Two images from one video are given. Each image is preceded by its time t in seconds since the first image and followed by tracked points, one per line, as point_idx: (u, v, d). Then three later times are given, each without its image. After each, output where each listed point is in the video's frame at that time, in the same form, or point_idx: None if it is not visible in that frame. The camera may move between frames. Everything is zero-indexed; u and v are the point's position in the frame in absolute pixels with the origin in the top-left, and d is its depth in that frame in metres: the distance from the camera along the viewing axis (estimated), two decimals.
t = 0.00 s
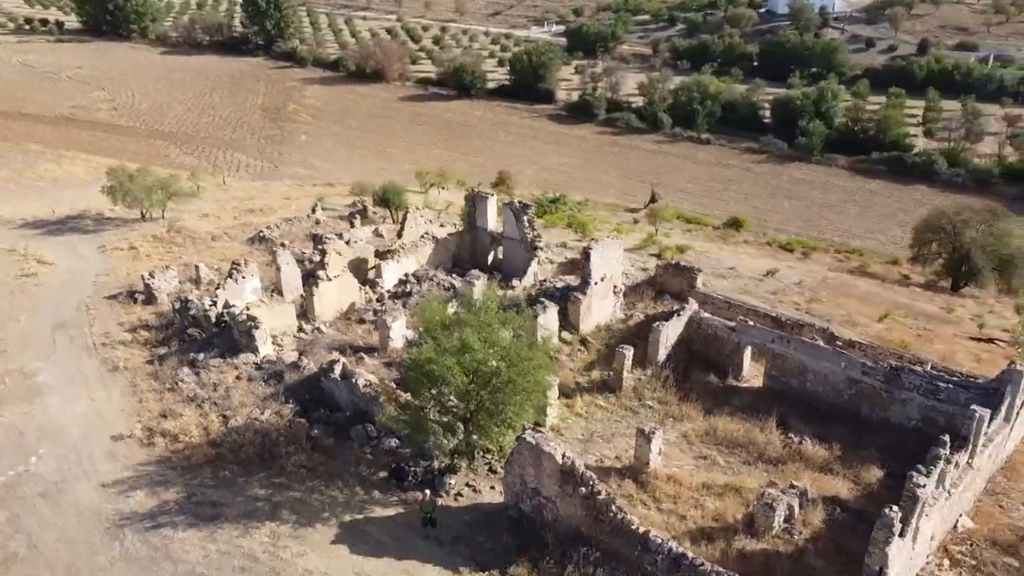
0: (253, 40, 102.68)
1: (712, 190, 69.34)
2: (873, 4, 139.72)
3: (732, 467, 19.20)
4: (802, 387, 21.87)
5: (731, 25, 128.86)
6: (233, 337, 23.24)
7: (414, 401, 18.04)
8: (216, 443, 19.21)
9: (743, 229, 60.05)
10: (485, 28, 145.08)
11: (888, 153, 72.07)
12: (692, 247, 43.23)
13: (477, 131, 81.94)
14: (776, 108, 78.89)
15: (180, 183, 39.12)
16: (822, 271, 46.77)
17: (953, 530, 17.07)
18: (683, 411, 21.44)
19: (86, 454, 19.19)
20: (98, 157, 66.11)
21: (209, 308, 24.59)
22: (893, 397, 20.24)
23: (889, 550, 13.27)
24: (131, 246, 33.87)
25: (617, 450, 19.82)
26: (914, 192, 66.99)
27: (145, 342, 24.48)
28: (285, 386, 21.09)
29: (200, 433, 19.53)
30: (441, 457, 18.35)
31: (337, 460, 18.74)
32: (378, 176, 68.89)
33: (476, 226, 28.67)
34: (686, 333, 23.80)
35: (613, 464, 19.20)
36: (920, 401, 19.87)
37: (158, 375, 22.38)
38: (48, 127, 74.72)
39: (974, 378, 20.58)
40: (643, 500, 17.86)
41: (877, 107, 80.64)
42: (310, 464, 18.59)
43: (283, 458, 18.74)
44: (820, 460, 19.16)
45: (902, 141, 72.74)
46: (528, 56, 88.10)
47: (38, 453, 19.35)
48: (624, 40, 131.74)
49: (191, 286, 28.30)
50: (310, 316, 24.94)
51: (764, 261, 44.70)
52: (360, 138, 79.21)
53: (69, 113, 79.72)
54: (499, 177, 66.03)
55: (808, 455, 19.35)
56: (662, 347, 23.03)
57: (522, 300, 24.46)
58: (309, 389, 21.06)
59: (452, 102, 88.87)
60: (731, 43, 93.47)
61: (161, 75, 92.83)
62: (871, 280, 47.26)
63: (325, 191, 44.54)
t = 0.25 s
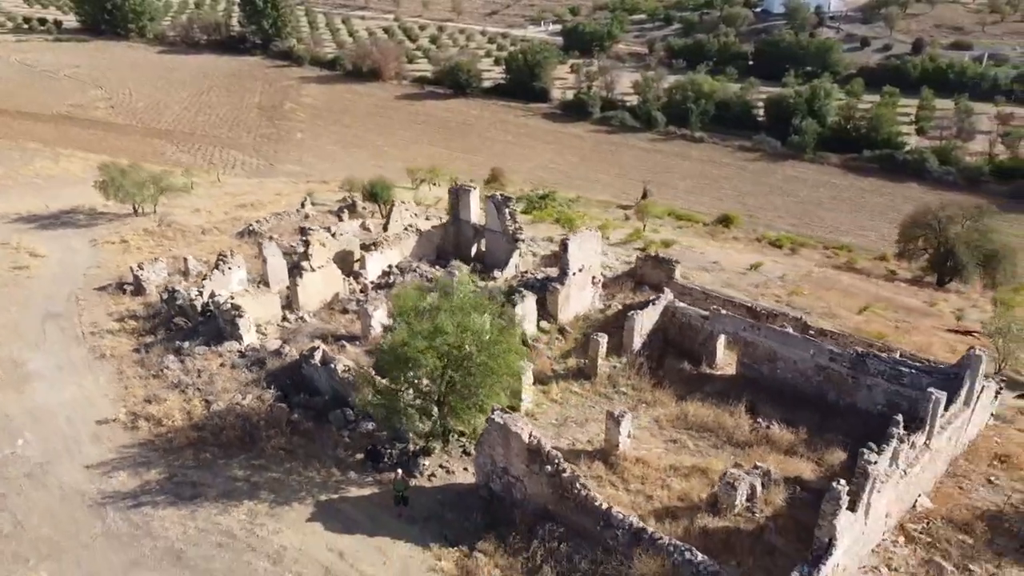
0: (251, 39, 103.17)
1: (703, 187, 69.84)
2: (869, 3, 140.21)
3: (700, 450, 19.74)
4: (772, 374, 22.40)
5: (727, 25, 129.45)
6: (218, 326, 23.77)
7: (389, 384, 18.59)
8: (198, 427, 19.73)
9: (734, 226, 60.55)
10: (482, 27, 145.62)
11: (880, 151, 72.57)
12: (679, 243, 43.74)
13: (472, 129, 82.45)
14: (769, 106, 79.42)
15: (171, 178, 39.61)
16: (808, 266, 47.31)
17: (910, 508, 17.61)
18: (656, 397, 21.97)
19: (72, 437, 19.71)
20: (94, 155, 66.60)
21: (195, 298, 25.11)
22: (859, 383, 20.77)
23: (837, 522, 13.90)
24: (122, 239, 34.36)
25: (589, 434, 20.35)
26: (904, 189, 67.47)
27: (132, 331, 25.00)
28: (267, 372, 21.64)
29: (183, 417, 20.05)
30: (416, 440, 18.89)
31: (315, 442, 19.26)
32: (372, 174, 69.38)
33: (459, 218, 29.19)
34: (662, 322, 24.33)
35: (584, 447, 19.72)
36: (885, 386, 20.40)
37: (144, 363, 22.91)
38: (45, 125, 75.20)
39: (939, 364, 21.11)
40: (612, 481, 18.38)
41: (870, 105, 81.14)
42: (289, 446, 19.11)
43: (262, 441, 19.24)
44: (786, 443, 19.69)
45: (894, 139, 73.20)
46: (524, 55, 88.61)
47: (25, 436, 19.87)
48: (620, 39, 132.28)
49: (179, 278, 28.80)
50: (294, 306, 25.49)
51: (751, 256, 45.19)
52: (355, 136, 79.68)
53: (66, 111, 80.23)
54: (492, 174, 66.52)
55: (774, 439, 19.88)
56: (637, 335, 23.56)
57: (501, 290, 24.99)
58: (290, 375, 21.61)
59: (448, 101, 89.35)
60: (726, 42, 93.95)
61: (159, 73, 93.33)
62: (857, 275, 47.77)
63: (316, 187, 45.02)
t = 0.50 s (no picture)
0: (248, 39, 103.71)
1: (694, 185, 70.38)
2: (863, 2, 140.80)
3: (664, 433, 20.30)
4: (739, 361, 22.96)
5: (722, 24, 130.10)
6: (199, 314, 24.34)
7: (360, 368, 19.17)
8: (176, 410, 20.29)
9: (722, 223, 61.11)
10: (478, 27, 146.25)
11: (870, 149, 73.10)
12: (664, 237, 44.29)
13: (466, 127, 82.99)
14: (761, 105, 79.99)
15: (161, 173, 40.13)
16: (792, 261, 47.86)
17: (863, 487, 18.17)
18: (625, 383, 22.52)
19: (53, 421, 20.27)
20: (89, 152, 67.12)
21: (178, 288, 25.67)
22: (821, 369, 21.35)
23: (780, 496, 14.47)
24: (111, 233, 34.89)
25: (557, 418, 20.91)
26: (893, 186, 67.98)
27: (116, 321, 25.55)
28: (245, 359, 22.23)
29: (162, 402, 20.62)
30: (386, 422, 19.45)
31: (289, 425, 19.82)
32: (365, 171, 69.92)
33: (440, 211, 29.74)
34: (634, 311, 24.87)
35: (551, 431, 20.27)
36: (845, 372, 20.97)
37: (126, 350, 23.48)
38: (41, 123, 75.76)
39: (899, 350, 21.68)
40: (576, 462, 18.93)
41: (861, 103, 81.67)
42: (264, 429, 19.67)
43: (238, 424, 19.81)
44: (747, 427, 20.24)
45: (885, 137, 73.71)
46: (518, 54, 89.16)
47: (8, 420, 20.44)
48: (616, 38, 132.92)
49: (165, 269, 29.34)
50: (275, 296, 26.05)
51: (735, 251, 45.74)
52: (349, 134, 80.21)
53: (62, 109, 80.78)
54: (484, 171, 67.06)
55: (737, 423, 20.44)
56: (608, 324, 24.12)
57: (476, 282, 25.55)
58: (268, 361, 22.18)
59: (442, 99, 89.90)
60: (720, 41, 94.47)
61: (155, 72, 93.87)
62: (841, 270, 48.30)
63: (306, 182, 45.54)
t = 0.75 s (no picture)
0: (245, 38, 104.16)
1: (685, 183, 70.83)
2: (859, 2, 141.25)
3: (633, 421, 20.74)
4: (710, 350, 23.41)
5: (717, 23, 130.66)
6: (182, 306, 24.80)
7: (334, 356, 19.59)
8: (156, 398, 20.75)
9: (712, 220, 61.57)
10: (475, 26, 146.74)
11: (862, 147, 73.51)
12: (651, 233, 44.72)
13: (460, 126, 83.45)
14: (754, 104, 80.43)
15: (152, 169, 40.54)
16: (778, 257, 48.32)
17: (824, 471, 18.61)
18: (598, 372, 22.97)
19: (35, 408, 20.72)
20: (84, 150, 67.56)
21: (161, 280, 26.13)
22: (788, 358, 21.79)
23: (733, 476, 14.91)
24: (100, 228, 35.32)
25: (529, 406, 21.34)
26: (884, 184, 68.40)
27: (101, 312, 26.00)
28: (224, 349, 22.69)
29: (142, 390, 21.08)
30: (360, 409, 19.89)
31: (265, 412, 20.27)
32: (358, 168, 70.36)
33: (422, 205, 30.24)
34: (609, 303, 25.33)
35: (523, 418, 20.71)
36: (811, 361, 21.43)
37: (110, 341, 23.93)
38: (37, 121, 76.20)
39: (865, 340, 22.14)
40: (545, 448, 19.38)
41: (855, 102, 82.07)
42: (241, 416, 20.12)
43: (216, 411, 20.26)
44: (715, 415, 20.69)
45: (877, 135, 74.09)
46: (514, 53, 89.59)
47: None
48: (612, 38, 133.41)
49: (151, 263, 29.77)
50: (258, 288, 26.50)
51: (722, 247, 46.18)
52: (344, 132, 80.67)
53: (59, 108, 81.27)
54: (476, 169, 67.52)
55: (705, 411, 20.89)
56: (583, 316, 24.58)
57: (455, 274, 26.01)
58: (247, 351, 22.64)
59: (437, 98, 90.33)
60: (715, 40, 94.91)
61: (152, 71, 94.32)
62: (828, 267, 48.74)
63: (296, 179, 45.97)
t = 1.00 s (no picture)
0: (241, 37, 104.55)
1: (675, 181, 71.28)
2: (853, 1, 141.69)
3: (598, 408, 21.22)
4: (678, 340, 23.88)
5: (712, 23, 131.12)
6: (161, 297, 25.27)
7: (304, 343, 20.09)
8: (131, 385, 21.22)
9: (700, 218, 62.03)
10: (471, 26, 147.12)
11: (852, 146, 73.82)
12: (635, 229, 45.19)
13: (453, 124, 83.86)
14: (746, 102, 80.71)
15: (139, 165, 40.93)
16: (763, 253, 48.75)
17: (780, 455, 19.08)
18: (567, 361, 23.45)
19: (12, 395, 21.17)
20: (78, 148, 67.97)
21: (142, 273, 26.58)
22: (752, 347, 22.29)
23: (681, 457, 15.39)
24: (86, 222, 35.76)
25: (497, 394, 21.80)
26: (872, 182, 68.81)
27: (82, 304, 26.46)
28: (201, 338, 23.16)
29: (118, 378, 21.54)
30: (331, 396, 20.33)
31: (238, 399, 20.74)
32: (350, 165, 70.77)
33: (401, 199, 30.71)
34: (581, 295, 25.76)
35: (490, 405, 21.19)
36: (774, 350, 21.89)
37: (89, 331, 24.39)
38: (32, 120, 76.60)
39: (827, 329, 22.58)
40: (510, 433, 19.84)
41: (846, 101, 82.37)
42: (213, 403, 20.57)
43: (189, 398, 20.73)
44: (679, 402, 21.16)
45: (867, 134, 74.41)
46: (508, 52, 89.91)
47: None
48: (607, 37, 133.81)
49: (134, 256, 30.22)
50: (237, 280, 26.93)
51: (706, 243, 46.63)
52: (337, 130, 81.13)
53: (54, 106, 81.71)
54: (467, 166, 67.97)
55: (669, 398, 21.36)
56: (555, 307, 25.04)
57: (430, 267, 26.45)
58: (223, 341, 23.12)
59: (431, 96, 90.75)
60: (709, 39, 95.31)
61: (147, 70, 94.71)
62: (812, 263, 49.18)
63: (284, 175, 46.39)
